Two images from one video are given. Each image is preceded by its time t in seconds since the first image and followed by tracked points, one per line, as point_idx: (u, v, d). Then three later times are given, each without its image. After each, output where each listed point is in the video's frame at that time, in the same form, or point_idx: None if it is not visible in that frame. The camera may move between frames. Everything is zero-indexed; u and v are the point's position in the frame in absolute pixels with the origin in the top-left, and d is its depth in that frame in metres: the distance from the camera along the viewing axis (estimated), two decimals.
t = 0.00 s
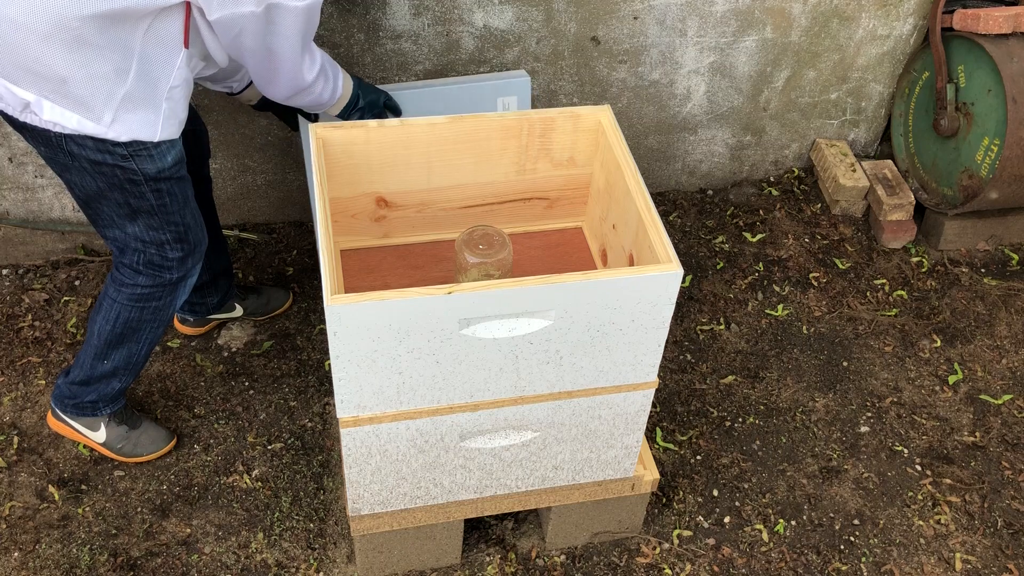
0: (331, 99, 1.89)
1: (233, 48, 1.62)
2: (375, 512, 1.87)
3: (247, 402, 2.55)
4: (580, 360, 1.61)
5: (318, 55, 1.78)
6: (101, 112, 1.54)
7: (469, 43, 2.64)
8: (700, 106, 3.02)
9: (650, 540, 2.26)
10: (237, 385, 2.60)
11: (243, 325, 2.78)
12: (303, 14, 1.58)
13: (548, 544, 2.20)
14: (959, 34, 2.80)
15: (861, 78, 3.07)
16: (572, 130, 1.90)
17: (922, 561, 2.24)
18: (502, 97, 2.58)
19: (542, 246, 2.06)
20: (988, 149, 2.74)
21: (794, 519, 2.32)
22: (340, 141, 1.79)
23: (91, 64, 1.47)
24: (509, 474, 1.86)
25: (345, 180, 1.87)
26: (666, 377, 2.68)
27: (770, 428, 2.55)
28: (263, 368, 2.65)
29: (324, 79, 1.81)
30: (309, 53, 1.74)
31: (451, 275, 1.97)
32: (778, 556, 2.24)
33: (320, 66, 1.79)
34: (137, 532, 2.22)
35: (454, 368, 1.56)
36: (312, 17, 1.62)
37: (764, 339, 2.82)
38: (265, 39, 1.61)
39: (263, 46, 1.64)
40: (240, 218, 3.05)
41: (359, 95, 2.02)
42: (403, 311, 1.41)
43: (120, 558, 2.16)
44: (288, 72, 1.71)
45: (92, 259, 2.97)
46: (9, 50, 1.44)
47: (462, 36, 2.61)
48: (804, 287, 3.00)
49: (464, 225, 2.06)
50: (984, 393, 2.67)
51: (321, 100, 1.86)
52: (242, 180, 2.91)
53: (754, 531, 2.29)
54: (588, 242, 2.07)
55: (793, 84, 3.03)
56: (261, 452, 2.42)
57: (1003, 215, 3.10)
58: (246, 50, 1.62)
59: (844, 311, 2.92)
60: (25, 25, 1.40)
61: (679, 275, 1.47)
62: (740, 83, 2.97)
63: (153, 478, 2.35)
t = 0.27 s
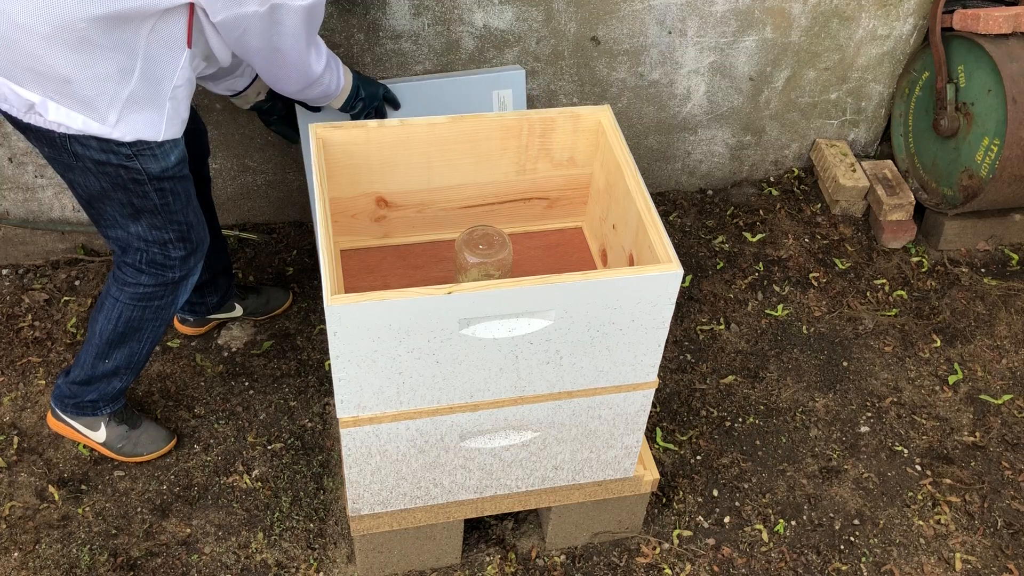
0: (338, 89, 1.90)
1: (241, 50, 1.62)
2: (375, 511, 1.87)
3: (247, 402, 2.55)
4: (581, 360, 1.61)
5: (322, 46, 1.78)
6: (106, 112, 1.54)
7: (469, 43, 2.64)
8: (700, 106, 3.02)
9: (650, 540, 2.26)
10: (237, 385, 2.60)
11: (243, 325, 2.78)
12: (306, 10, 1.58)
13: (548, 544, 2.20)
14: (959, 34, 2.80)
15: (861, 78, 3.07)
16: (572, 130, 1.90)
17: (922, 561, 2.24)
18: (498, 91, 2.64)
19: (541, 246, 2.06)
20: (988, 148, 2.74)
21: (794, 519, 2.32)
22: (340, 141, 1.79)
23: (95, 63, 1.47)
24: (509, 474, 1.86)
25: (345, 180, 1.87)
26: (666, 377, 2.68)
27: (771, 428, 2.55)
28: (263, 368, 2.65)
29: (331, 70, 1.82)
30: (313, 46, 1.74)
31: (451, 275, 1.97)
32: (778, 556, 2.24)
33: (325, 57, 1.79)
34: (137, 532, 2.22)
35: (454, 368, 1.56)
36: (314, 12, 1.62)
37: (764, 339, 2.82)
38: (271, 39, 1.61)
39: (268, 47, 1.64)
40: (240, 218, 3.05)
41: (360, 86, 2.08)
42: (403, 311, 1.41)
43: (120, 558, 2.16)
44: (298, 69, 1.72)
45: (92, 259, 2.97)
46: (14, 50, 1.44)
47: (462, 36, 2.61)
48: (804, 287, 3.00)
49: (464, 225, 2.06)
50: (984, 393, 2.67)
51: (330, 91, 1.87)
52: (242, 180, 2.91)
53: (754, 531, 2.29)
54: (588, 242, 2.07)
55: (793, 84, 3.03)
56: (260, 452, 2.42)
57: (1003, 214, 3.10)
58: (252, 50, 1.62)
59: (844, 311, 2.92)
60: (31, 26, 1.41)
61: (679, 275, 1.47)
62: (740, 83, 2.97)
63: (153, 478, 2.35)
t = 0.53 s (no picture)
0: (340, 89, 1.90)
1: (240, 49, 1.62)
2: (375, 511, 1.87)
3: (247, 402, 2.55)
4: (581, 360, 1.61)
5: (325, 47, 1.79)
6: (106, 112, 1.54)
7: (469, 43, 2.64)
8: (700, 107, 3.02)
9: (650, 540, 2.26)
10: (237, 385, 2.60)
11: (243, 325, 2.78)
12: (307, 8, 1.58)
13: (548, 544, 2.20)
14: (959, 34, 2.80)
15: (861, 78, 3.07)
16: (572, 131, 1.90)
17: (922, 561, 2.23)
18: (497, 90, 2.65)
19: (541, 246, 2.06)
20: (988, 149, 2.74)
21: (794, 519, 2.32)
22: (340, 141, 1.79)
23: (95, 64, 1.48)
24: (509, 474, 1.86)
25: (345, 180, 1.87)
26: (666, 377, 2.68)
27: (771, 428, 2.55)
28: (263, 369, 2.65)
29: (332, 71, 1.83)
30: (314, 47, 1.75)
31: (451, 275, 1.97)
32: (778, 556, 2.24)
33: (326, 58, 1.80)
34: (137, 532, 2.22)
35: (454, 368, 1.56)
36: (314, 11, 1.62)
37: (764, 339, 2.82)
38: (271, 39, 1.61)
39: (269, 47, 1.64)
40: (240, 218, 3.05)
41: (362, 89, 2.09)
42: (403, 311, 1.41)
43: (120, 558, 2.16)
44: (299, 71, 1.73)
45: (92, 259, 2.97)
46: (14, 51, 1.44)
47: (462, 36, 2.61)
48: (804, 287, 3.00)
49: (464, 225, 2.06)
50: (984, 393, 2.67)
51: (332, 91, 1.87)
52: (242, 180, 2.91)
53: (754, 531, 2.29)
54: (588, 243, 2.07)
55: (793, 84, 3.03)
56: (260, 452, 2.42)
57: (1003, 215, 3.10)
58: (253, 50, 1.62)
59: (844, 311, 2.92)
60: (31, 27, 1.41)
61: (679, 275, 1.47)
62: (740, 83, 2.97)
63: (153, 478, 2.35)
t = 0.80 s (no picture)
0: (334, 100, 1.87)
1: (229, 49, 1.57)
2: (375, 512, 1.87)
3: (247, 402, 2.55)
4: (581, 360, 1.61)
5: (317, 55, 1.76)
6: (93, 115, 1.55)
7: (469, 43, 2.64)
8: (700, 107, 3.02)
9: (650, 540, 2.26)
10: (237, 385, 2.60)
11: (243, 325, 2.78)
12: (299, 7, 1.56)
13: (548, 544, 2.20)
14: (959, 34, 2.80)
15: (861, 78, 3.07)
16: (572, 131, 1.90)
17: (922, 561, 2.24)
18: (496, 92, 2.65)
19: (541, 246, 2.06)
20: (988, 148, 2.74)
21: (794, 519, 2.32)
22: (340, 141, 1.79)
23: (80, 67, 1.48)
24: (509, 474, 1.86)
25: (344, 180, 1.87)
26: (666, 377, 2.68)
27: (771, 428, 2.55)
28: (263, 369, 2.65)
29: (326, 80, 1.79)
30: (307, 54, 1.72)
31: (451, 275, 1.97)
32: (778, 556, 2.24)
33: (320, 66, 1.76)
34: (137, 532, 2.22)
35: (454, 368, 1.56)
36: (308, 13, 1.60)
37: (764, 339, 2.82)
38: (263, 40, 1.58)
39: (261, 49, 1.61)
40: (240, 218, 3.05)
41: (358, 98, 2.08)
42: (403, 312, 1.41)
43: (120, 558, 2.16)
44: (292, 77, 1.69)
45: (92, 259, 2.97)
46: None
47: (462, 36, 2.61)
48: (804, 287, 3.00)
49: (464, 225, 2.06)
50: (984, 393, 2.67)
51: (326, 102, 1.84)
52: (242, 179, 2.91)
53: (754, 531, 2.29)
54: (588, 243, 2.07)
55: (793, 84, 3.03)
56: (260, 452, 2.42)
57: (1003, 215, 3.10)
58: (244, 52, 1.59)
59: (844, 311, 2.92)
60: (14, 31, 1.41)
61: (679, 275, 1.47)
62: (740, 83, 2.97)
63: (153, 478, 2.35)
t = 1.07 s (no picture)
0: (314, 111, 1.81)
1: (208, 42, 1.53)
2: (375, 512, 1.87)
3: (247, 402, 2.55)
4: (581, 361, 1.61)
5: (297, 61, 1.72)
6: (79, 122, 1.55)
7: (469, 43, 2.63)
8: (700, 106, 3.02)
9: (650, 540, 2.26)
10: (237, 385, 2.60)
11: (244, 325, 2.78)
12: None
13: (548, 544, 2.20)
14: (959, 35, 2.81)
15: (861, 78, 3.07)
16: (572, 131, 1.90)
17: (922, 561, 2.23)
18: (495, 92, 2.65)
19: (541, 246, 2.06)
20: (988, 149, 2.74)
21: (794, 519, 2.32)
22: (340, 141, 1.79)
23: (65, 74, 1.48)
24: (509, 474, 1.86)
25: (344, 180, 1.87)
26: (666, 377, 2.68)
27: (771, 428, 2.55)
28: (263, 369, 2.65)
29: (305, 86, 1.74)
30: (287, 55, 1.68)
31: (451, 275, 1.97)
32: (778, 556, 2.24)
33: (299, 70, 1.72)
34: (137, 532, 2.22)
35: (454, 368, 1.56)
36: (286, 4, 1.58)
37: (764, 339, 2.82)
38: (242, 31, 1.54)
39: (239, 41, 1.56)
40: (240, 218, 3.05)
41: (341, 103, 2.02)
42: (402, 312, 1.41)
43: (120, 558, 2.16)
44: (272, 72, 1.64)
45: (92, 259, 2.98)
46: None
47: (462, 36, 2.61)
48: (804, 287, 3.00)
49: (464, 225, 2.06)
50: (983, 393, 2.67)
51: (306, 111, 1.78)
52: (242, 179, 2.91)
53: (754, 531, 2.29)
54: (588, 242, 2.07)
55: (793, 84, 3.03)
56: (261, 452, 2.42)
57: (1003, 215, 3.10)
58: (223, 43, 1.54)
59: (844, 311, 2.92)
60: None
61: (679, 275, 1.47)
62: (740, 83, 2.97)
63: (153, 478, 2.35)
